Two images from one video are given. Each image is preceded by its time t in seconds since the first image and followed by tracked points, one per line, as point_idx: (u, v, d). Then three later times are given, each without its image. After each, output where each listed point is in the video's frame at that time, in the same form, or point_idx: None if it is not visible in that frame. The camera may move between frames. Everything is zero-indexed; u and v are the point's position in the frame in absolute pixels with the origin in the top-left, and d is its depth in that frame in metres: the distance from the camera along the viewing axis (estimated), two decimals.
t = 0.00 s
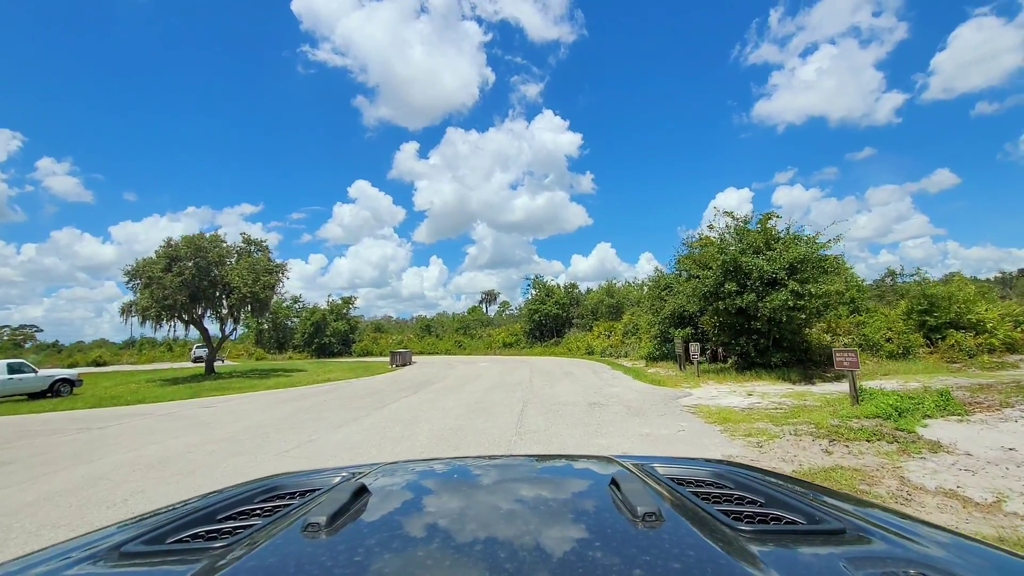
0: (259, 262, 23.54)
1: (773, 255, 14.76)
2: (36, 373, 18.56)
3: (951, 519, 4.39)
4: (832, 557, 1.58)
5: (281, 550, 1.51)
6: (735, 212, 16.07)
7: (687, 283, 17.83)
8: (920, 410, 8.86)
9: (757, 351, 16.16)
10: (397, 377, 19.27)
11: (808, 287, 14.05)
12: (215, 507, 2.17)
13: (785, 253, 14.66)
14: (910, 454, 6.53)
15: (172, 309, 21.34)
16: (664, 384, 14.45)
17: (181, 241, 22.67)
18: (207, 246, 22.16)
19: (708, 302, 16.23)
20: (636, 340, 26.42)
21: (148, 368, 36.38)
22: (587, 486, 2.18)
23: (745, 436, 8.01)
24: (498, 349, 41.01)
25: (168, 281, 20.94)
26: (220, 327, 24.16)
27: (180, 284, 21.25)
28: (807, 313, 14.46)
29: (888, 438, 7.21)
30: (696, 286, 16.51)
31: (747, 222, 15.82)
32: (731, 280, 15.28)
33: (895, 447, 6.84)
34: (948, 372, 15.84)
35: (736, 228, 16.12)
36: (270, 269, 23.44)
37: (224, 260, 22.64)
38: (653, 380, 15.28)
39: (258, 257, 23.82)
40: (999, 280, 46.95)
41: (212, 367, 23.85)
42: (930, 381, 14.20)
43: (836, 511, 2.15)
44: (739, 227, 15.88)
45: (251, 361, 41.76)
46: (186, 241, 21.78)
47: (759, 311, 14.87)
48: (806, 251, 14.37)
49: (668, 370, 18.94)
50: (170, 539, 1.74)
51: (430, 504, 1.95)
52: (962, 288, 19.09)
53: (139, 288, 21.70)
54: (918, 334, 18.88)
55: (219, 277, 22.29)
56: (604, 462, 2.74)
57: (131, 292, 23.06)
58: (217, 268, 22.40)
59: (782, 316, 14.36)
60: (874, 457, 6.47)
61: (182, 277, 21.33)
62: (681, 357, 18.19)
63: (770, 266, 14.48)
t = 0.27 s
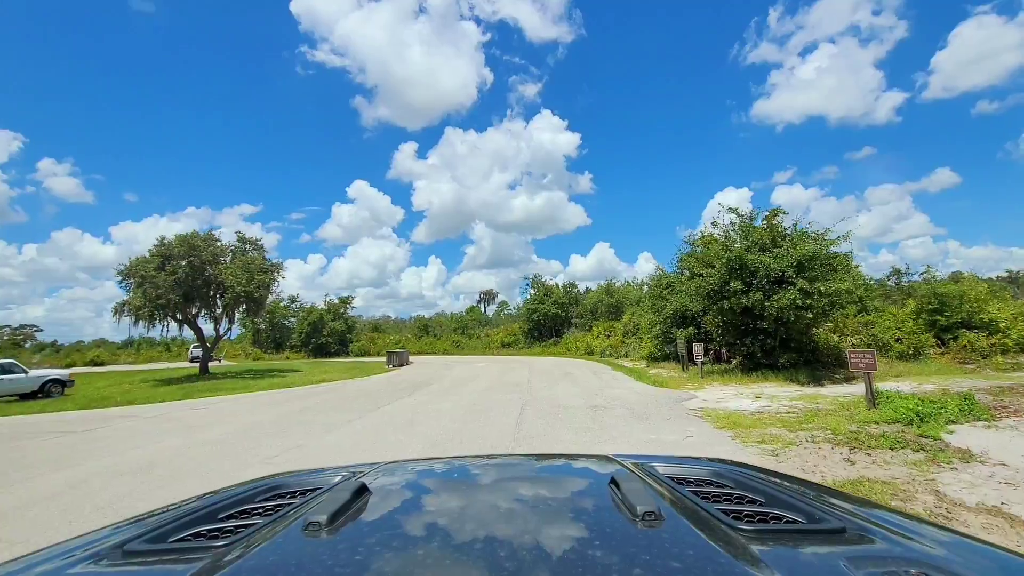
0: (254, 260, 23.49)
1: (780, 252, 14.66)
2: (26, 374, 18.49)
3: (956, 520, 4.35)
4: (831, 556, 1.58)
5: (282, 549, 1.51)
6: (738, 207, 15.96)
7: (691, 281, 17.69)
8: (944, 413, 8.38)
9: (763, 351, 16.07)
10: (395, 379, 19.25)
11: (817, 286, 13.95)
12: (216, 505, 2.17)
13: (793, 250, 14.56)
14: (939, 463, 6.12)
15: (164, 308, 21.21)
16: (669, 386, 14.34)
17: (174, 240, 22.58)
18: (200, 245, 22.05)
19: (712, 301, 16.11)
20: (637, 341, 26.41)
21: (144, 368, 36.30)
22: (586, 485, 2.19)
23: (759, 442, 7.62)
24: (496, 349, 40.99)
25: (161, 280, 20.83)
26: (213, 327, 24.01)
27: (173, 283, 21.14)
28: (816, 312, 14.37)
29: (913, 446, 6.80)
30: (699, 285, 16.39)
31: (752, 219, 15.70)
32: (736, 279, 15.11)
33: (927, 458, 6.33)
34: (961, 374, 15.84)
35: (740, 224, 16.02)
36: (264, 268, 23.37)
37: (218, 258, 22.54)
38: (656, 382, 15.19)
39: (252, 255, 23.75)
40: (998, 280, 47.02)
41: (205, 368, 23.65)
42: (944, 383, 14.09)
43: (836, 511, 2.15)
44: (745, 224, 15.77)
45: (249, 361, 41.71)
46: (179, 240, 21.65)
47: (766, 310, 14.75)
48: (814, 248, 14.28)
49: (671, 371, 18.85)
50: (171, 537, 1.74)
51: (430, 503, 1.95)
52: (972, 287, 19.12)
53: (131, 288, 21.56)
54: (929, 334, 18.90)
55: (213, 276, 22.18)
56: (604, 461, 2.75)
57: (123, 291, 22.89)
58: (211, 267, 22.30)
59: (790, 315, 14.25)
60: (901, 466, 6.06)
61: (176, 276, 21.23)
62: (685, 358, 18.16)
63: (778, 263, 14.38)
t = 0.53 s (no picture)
0: (247, 260, 23.45)
1: (787, 249, 14.64)
2: (13, 377, 18.40)
3: (960, 522, 4.33)
4: (831, 556, 1.59)
5: (281, 551, 1.51)
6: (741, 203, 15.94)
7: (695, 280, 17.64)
8: (968, 417, 8.17)
9: (770, 351, 15.94)
10: (394, 380, 19.23)
11: (826, 283, 13.94)
12: (216, 506, 2.17)
13: (800, 247, 14.56)
14: (972, 473, 5.71)
15: (155, 308, 21.12)
16: (673, 388, 14.21)
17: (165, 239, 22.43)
18: (192, 244, 21.94)
19: (716, 300, 16.05)
20: (638, 341, 26.39)
21: (141, 370, 36.19)
22: (585, 485, 2.19)
23: (773, 451, 7.21)
24: (495, 350, 40.96)
25: (151, 280, 20.72)
26: (205, 327, 23.95)
27: (164, 283, 21.03)
28: (823, 310, 14.32)
29: (942, 455, 6.38)
30: (702, 283, 16.34)
31: (757, 216, 15.69)
32: (741, 277, 15.07)
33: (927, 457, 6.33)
34: (975, 374, 15.81)
35: (744, 221, 16.00)
36: (257, 268, 23.34)
37: (210, 258, 22.44)
38: (660, 383, 15.10)
39: (245, 255, 23.70)
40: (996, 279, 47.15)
41: (197, 369, 23.60)
42: (959, 384, 13.94)
43: (836, 510, 2.16)
44: (750, 221, 15.75)
45: (247, 362, 41.63)
46: (170, 239, 21.54)
47: (773, 309, 14.69)
48: (822, 245, 14.25)
49: (674, 372, 18.74)
50: (171, 538, 1.74)
51: (429, 503, 1.95)
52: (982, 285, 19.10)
53: (122, 288, 21.44)
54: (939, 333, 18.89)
55: (205, 276, 22.10)
56: (603, 461, 2.75)
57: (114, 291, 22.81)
58: (203, 267, 22.21)
59: (798, 314, 14.19)
60: (931, 477, 5.63)
61: (167, 276, 21.16)
62: (688, 359, 18.10)
63: (785, 260, 14.37)
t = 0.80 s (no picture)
0: (238, 256, 23.26)
1: (794, 248, 14.43)
2: None
3: (965, 526, 4.34)
4: (828, 555, 1.59)
5: (278, 548, 1.50)
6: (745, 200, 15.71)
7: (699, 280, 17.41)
8: (991, 426, 7.84)
9: (776, 354, 15.74)
10: (390, 380, 19.16)
11: (834, 284, 13.73)
12: (212, 503, 2.17)
13: (807, 246, 14.36)
14: (1010, 490, 5.28)
15: (143, 304, 20.92)
16: (677, 392, 14.01)
17: (155, 233, 22.19)
18: (181, 239, 21.72)
19: (721, 302, 15.83)
20: (639, 342, 26.35)
21: (134, 367, 35.98)
22: (583, 484, 2.19)
23: (784, 457, 7.01)
24: (493, 350, 40.88)
25: (139, 275, 20.51)
26: (194, 323, 23.75)
27: (153, 279, 20.83)
28: (831, 312, 14.12)
29: (973, 468, 5.95)
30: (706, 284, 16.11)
31: (764, 215, 15.46)
32: (746, 277, 14.84)
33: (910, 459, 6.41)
34: (985, 380, 15.71)
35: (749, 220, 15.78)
36: (248, 264, 23.16)
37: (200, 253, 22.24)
38: (662, 386, 14.99)
39: (236, 251, 23.52)
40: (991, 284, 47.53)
41: (187, 367, 23.40)
42: (973, 390, 13.76)
43: (833, 509, 2.16)
44: (756, 220, 15.53)
45: (242, 360, 41.44)
46: (160, 234, 21.33)
47: (779, 311, 14.47)
48: (830, 244, 14.04)
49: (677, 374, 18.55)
50: (167, 535, 1.73)
51: (426, 502, 1.95)
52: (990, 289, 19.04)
53: (109, 283, 21.22)
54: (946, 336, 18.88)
55: (195, 272, 21.90)
56: (601, 460, 2.75)
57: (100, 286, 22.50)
58: (193, 263, 22.01)
59: (805, 316, 13.97)
60: (966, 494, 5.17)
61: (156, 271, 20.91)
62: (691, 360, 17.95)
63: (792, 260, 14.13)
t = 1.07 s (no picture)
0: (226, 257, 23.01)
1: (799, 244, 14.21)
2: None
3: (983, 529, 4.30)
4: (827, 552, 1.59)
5: (277, 552, 1.49)
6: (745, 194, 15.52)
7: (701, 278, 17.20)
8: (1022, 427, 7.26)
9: (781, 353, 15.44)
10: (386, 383, 19.08)
11: (840, 280, 13.50)
12: (210, 508, 2.15)
13: (813, 241, 14.14)
14: None
15: (127, 307, 20.61)
16: (682, 394, 13.77)
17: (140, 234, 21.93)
18: (166, 239, 21.45)
19: (724, 300, 15.59)
20: (638, 342, 26.33)
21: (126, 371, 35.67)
22: (581, 484, 2.18)
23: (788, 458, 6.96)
24: (489, 351, 40.79)
25: (123, 277, 20.22)
26: (181, 327, 23.44)
27: (137, 280, 20.54)
28: (838, 309, 13.88)
29: (1010, 478, 5.56)
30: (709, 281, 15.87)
31: (767, 210, 15.25)
32: (750, 274, 14.60)
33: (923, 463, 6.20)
34: (997, 379, 15.44)
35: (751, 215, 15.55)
36: (235, 265, 22.89)
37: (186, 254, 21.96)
38: (665, 388, 14.86)
39: (224, 252, 23.28)
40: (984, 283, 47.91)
41: (174, 371, 23.09)
42: (987, 390, 13.50)
43: (832, 507, 2.16)
44: (758, 216, 15.31)
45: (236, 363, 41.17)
46: (144, 234, 21.06)
47: (785, 309, 14.24)
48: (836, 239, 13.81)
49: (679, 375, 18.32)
50: (164, 541, 1.71)
51: (424, 504, 1.94)
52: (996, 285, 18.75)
53: (92, 285, 20.91)
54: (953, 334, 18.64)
55: (181, 272, 21.63)
56: (600, 459, 2.75)
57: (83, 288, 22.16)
58: (179, 264, 21.74)
59: (811, 313, 13.73)
60: (1009, 508, 4.81)
61: (141, 273, 20.64)
62: (694, 361, 17.70)
63: (797, 256, 13.90)
